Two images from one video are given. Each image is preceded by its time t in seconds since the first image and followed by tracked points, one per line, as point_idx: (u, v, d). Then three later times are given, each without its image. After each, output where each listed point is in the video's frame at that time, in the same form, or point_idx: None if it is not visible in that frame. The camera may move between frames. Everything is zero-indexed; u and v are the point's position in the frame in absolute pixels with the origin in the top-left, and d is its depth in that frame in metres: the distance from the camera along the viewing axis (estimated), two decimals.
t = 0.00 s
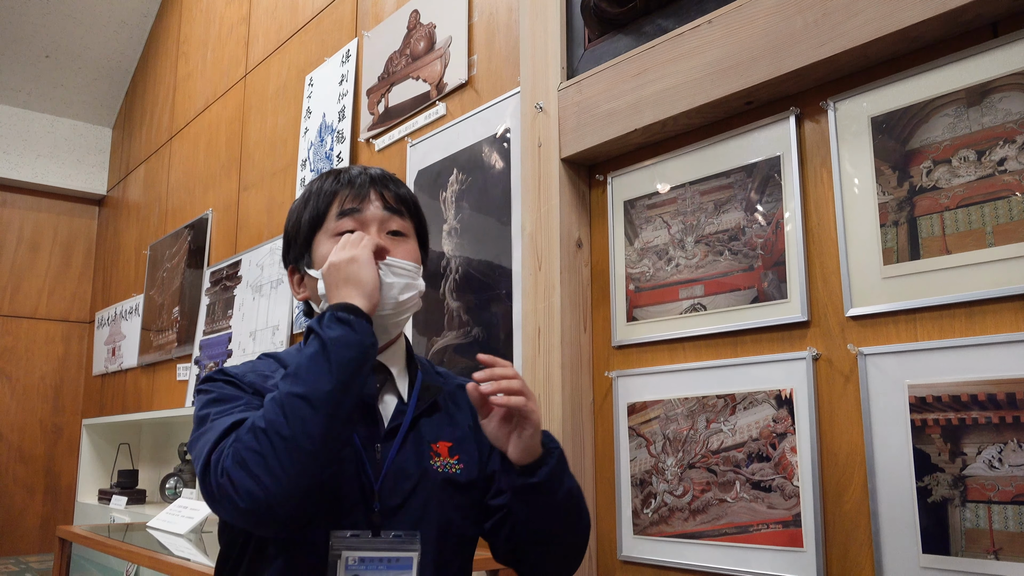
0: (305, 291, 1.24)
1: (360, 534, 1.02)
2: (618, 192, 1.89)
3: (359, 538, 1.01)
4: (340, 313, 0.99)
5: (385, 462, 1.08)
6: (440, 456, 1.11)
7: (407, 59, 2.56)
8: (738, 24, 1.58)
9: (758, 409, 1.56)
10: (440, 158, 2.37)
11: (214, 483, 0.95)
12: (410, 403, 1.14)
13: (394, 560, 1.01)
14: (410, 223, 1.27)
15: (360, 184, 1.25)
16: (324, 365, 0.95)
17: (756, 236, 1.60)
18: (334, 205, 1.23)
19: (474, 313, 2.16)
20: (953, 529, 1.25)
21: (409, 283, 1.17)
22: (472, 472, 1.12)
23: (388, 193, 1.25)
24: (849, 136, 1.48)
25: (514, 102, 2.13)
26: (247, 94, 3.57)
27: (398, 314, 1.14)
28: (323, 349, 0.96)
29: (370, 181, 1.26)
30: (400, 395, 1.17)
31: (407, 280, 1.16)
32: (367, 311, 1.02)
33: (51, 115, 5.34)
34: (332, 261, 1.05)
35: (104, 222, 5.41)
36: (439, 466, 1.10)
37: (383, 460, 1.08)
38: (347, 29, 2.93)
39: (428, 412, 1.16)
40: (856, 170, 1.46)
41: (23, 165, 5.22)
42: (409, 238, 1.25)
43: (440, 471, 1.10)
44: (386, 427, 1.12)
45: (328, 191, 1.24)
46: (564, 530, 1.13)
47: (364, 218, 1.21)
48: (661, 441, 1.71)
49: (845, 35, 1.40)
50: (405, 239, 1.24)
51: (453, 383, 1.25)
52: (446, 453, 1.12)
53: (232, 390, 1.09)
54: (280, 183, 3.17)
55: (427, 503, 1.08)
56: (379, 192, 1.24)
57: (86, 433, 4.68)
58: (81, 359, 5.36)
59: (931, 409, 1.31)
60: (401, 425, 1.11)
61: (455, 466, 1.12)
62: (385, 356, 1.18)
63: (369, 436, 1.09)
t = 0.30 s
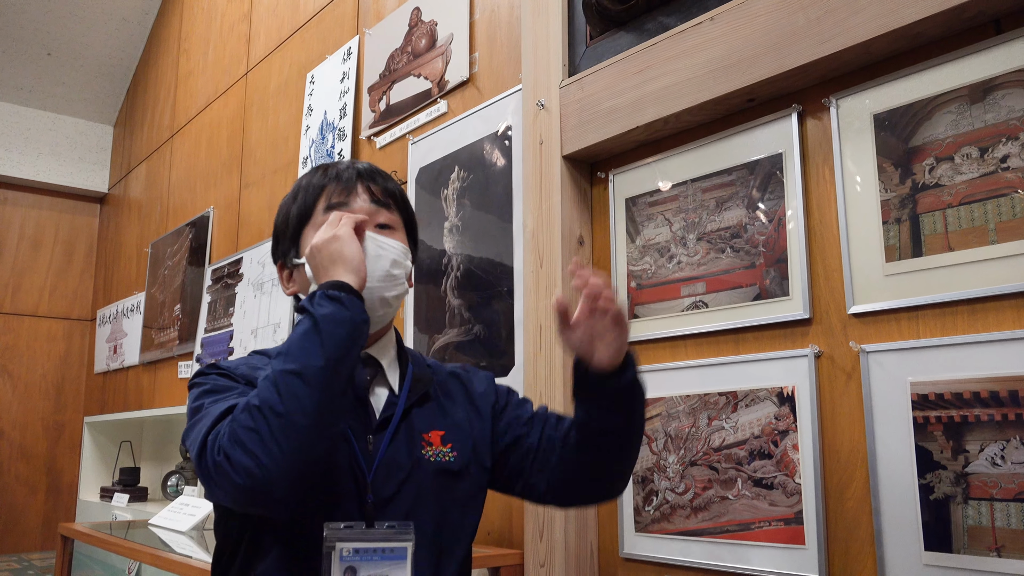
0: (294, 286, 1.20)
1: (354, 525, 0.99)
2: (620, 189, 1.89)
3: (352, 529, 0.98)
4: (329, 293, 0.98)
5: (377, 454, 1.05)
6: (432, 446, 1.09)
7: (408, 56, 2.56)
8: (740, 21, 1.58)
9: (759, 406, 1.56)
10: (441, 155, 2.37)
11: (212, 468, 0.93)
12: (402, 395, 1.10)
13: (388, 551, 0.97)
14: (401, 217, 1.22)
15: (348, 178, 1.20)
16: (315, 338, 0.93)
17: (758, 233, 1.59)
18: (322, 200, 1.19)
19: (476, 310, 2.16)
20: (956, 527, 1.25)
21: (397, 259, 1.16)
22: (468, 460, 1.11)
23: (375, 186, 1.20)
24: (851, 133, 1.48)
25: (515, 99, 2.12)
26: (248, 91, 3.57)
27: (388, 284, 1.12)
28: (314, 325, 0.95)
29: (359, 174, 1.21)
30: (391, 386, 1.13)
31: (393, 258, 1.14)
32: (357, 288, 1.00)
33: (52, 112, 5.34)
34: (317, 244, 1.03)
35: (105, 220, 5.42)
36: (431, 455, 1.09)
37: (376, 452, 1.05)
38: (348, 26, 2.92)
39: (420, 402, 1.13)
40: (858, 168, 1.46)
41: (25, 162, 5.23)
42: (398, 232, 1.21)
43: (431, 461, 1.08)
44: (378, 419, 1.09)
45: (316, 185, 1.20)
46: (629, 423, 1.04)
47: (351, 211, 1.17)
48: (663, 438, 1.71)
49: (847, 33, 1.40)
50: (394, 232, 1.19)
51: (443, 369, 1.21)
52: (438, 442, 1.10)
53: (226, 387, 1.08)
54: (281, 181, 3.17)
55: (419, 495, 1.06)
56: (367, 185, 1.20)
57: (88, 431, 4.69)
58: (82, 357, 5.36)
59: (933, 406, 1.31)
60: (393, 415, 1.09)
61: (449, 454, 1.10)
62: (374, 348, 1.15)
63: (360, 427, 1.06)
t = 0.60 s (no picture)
0: (280, 274, 1.27)
1: (349, 516, 1.01)
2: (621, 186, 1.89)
3: (348, 519, 1.00)
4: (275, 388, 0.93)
5: (370, 442, 1.09)
6: (422, 426, 1.13)
7: (409, 54, 2.55)
8: (741, 18, 1.57)
9: (760, 404, 1.55)
10: (442, 153, 2.37)
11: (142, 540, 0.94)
12: (390, 382, 1.14)
13: (384, 541, 0.99)
14: (387, 208, 1.27)
15: (337, 167, 1.24)
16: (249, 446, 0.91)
17: (760, 230, 1.59)
18: (310, 188, 1.23)
19: (477, 308, 2.16)
20: (958, 524, 1.25)
21: (386, 256, 1.20)
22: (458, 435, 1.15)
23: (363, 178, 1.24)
24: (852, 130, 1.47)
25: (516, 97, 2.12)
26: (249, 89, 3.57)
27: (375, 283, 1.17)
28: (251, 427, 0.92)
29: (347, 164, 1.25)
30: (379, 376, 1.16)
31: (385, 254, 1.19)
32: (305, 379, 0.94)
33: (54, 111, 5.35)
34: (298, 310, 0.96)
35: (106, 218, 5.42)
36: (422, 437, 1.12)
37: (367, 440, 1.09)
38: (349, 24, 2.92)
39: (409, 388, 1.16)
40: (860, 165, 1.45)
41: (26, 160, 5.23)
42: (385, 224, 1.25)
43: (422, 442, 1.12)
44: (368, 408, 1.11)
45: (304, 173, 1.24)
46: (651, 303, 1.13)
47: (339, 203, 1.21)
48: (663, 436, 1.70)
49: (849, 29, 1.40)
50: (381, 224, 1.24)
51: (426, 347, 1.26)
52: (429, 422, 1.14)
53: (188, 410, 1.07)
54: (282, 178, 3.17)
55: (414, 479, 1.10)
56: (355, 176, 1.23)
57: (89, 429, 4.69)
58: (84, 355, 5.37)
59: (934, 404, 1.30)
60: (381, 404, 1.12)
61: (440, 433, 1.14)
62: (360, 338, 1.17)
63: (350, 419, 1.09)
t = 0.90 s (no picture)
0: (269, 273, 1.28)
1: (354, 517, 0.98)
2: (622, 184, 1.88)
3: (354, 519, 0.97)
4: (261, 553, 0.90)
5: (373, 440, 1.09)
6: (428, 428, 1.14)
7: (410, 52, 2.55)
8: (742, 15, 1.57)
9: (762, 402, 1.55)
10: (443, 152, 2.36)
11: None
12: (388, 378, 1.16)
13: (390, 540, 0.96)
14: (367, 194, 1.31)
15: (313, 156, 1.27)
16: None
17: (761, 228, 1.59)
18: (290, 180, 1.25)
19: (478, 307, 2.16)
20: (959, 523, 1.25)
21: (371, 239, 1.27)
22: (462, 436, 1.16)
23: (341, 166, 1.29)
24: (854, 128, 1.47)
25: (517, 95, 2.12)
26: (250, 88, 3.57)
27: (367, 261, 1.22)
28: None
29: (321, 154, 1.28)
30: (378, 372, 1.17)
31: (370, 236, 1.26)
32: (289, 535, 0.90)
33: (56, 109, 5.35)
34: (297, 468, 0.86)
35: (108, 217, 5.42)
36: (428, 437, 1.13)
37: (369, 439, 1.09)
38: (350, 22, 2.92)
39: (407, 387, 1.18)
40: (861, 163, 1.45)
41: (27, 159, 5.23)
42: (366, 209, 1.29)
43: (428, 442, 1.12)
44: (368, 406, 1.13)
45: (282, 166, 1.26)
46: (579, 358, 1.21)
47: (320, 191, 1.24)
48: (665, 434, 1.70)
49: (850, 27, 1.39)
50: (362, 210, 1.29)
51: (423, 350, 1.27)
52: (433, 424, 1.14)
53: (165, 440, 1.03)
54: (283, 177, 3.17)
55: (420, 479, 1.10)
56: (332, 164, 1.27)
57: (93, 428, 4.72)
58: (86, 354, 5.37)
59: (936, 402, 1.30)
60: (382, 403, 1.13)
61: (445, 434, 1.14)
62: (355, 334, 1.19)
63: (352, 417, 1.10)
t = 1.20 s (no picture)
0: (271, 274, 1.29)
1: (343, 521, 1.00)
2: (624, 182, 1.88)
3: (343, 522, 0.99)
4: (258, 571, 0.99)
5: (365, 446, 1.11)
6: (425, 434, 1.15)
7: (411, 50, 2.55)
8: (745, 12, 1.56)
9: (765, 400, 1.55)
10: (444, 150, 2.36)
11: None
12: (386, 382, 1.17)
13: (377, 544, 0.97)
14: (370, 195, 1.30)
15: (318, 157, 1.26)
16: None
17: (763, 226, 1.59)
18: (292, 181, 1.26)
19: (480, 305, 2.16)
20: (963, 521, 1.24)
21: (371, 246, 1.24)
22: (455, 446, 1.18)
23: (344, 167, 1.28)
24: (856, 125, 1.46)
25: (519, 93, 2.11)
26: (251, 86, 3.57)
27: (362, 271, 1.20)
28: None
29: (326, 154, 1.28)
30: (374, 377, 1.20)
31: (369, 243, 1.24)
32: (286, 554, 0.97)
33: (57, 108, 5.35)
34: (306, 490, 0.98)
35: (110, 216, 5.42)
36: (425, 444, 1.15)
37: (360, 444, 1.11)
38: (351, 20, 2.92)
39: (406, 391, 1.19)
40: (864, 161, 1.45)
41: (29, 158, 5.22)
42: (368, 212, 1.28)
43: (425, 449, 1.14)
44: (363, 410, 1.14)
45: (285, 167, 1.27)
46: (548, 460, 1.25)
47: (321, 194, 1.24)
48: (667, 432, 1.70)
49: (853, 23, 1.39)
50: (364, 213, 1.28)
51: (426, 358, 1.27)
52: (431, 430, 1.16)
53: (164, 436, 1.08)
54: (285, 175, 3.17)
55: (412, 483, 1.11)
56: (335, 165, 1.26)
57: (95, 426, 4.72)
58: (88, 353, 5.38)
59: (939, 400, 1.30)
60: (378, 408, 1.15)
61: (440, 442, 1.16)
62: (355, 339, 1.22)
63: (346, 421, 1.12)
